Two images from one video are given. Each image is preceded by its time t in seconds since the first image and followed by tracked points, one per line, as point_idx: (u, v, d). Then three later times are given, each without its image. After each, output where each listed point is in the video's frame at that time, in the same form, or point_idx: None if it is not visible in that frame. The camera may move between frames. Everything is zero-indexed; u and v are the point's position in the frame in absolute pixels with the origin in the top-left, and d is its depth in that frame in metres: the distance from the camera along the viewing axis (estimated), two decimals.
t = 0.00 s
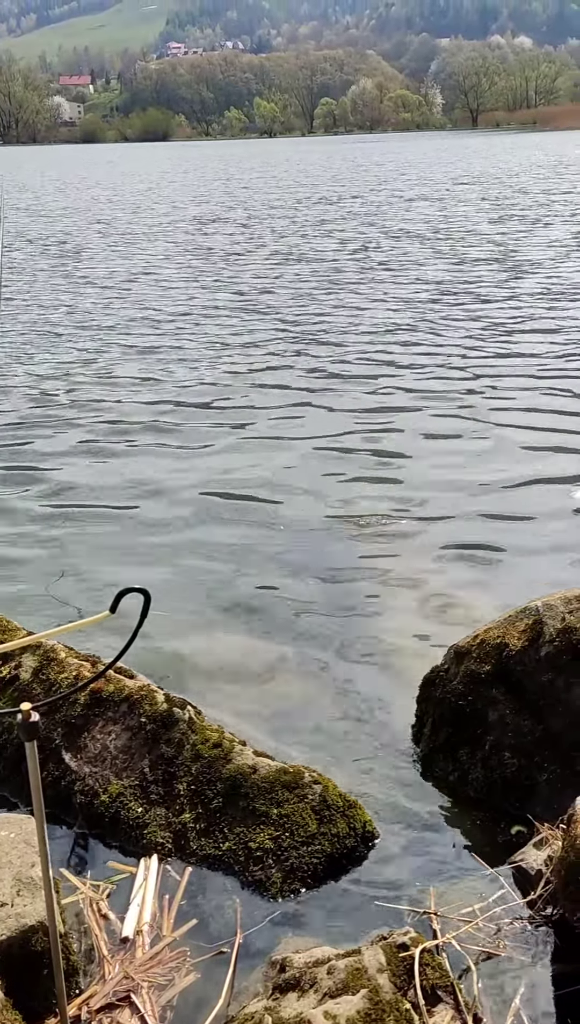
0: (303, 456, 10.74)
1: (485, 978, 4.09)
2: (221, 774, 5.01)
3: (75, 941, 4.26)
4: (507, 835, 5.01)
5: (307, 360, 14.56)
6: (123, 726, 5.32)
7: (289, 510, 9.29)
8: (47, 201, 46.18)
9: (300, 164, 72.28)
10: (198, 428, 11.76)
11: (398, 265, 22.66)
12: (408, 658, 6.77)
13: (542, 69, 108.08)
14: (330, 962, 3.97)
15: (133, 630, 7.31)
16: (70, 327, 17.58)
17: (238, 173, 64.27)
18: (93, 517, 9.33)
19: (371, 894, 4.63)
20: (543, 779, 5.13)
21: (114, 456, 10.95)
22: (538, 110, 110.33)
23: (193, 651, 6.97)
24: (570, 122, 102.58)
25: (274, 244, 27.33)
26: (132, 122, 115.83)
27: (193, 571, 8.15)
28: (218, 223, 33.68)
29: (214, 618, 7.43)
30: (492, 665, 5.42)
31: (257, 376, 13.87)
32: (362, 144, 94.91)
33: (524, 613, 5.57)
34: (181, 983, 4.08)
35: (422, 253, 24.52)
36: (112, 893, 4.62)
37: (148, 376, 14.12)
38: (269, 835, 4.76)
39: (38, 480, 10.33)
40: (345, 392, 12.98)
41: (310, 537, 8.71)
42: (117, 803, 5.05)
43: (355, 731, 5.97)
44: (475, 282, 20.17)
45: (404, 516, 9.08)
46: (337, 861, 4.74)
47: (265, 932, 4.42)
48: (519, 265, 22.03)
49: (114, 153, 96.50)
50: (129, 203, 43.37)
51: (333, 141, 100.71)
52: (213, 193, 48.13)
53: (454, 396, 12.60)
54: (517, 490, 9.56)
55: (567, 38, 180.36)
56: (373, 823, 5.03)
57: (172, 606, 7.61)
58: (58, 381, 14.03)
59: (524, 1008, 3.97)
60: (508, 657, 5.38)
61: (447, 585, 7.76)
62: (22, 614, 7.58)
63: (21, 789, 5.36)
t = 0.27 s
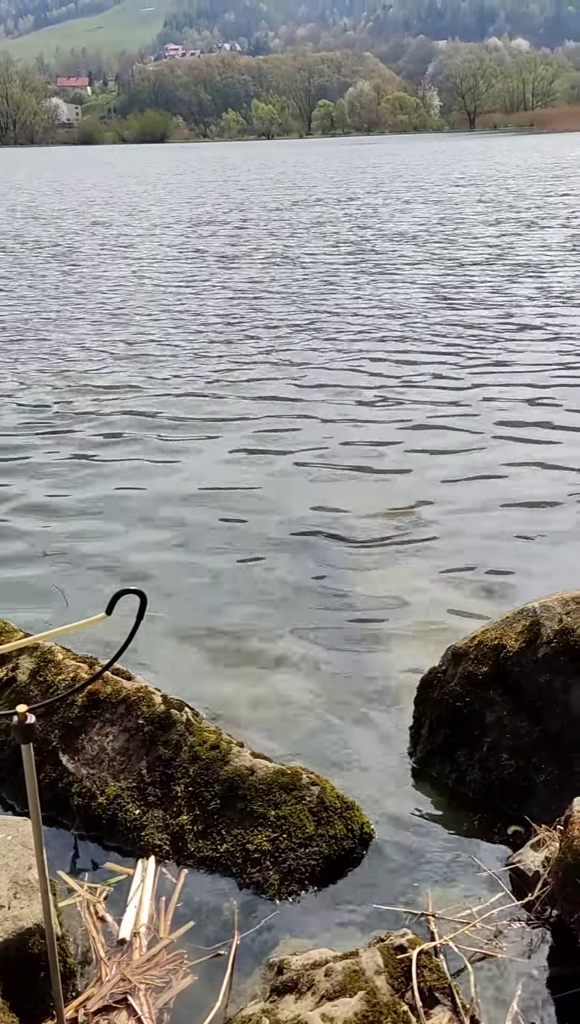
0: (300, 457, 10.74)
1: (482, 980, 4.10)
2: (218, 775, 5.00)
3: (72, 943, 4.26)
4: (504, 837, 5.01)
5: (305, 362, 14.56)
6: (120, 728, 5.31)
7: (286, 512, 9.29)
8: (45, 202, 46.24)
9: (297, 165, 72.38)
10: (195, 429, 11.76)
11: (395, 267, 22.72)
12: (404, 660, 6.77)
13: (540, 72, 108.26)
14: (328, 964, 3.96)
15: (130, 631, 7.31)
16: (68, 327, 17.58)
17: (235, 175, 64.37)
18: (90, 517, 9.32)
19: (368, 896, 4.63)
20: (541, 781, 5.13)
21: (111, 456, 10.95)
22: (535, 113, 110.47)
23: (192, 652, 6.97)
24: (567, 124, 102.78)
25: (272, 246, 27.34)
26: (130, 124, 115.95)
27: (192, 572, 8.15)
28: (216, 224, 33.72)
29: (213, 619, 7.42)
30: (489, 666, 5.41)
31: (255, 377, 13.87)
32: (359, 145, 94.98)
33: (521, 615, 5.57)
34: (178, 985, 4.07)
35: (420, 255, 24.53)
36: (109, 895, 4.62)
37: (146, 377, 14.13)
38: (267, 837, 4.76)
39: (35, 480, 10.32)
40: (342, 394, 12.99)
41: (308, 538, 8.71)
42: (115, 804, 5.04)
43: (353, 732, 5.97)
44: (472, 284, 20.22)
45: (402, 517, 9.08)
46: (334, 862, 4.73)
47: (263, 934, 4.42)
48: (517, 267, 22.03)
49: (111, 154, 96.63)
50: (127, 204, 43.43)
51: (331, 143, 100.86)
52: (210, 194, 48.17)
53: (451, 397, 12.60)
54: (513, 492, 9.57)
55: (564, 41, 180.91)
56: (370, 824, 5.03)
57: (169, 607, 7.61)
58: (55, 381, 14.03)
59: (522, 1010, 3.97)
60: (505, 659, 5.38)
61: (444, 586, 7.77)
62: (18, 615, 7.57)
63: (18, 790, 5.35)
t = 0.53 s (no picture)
0: (298, 458, 10.75)
1: (480, 982, 4.10)
2: (216, 777, 5.00)
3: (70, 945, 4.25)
4: (502, 838, 5.01)
5: (304, 363, 14.56)
6: (118, 730, 5.30)
7: (284, 513, 9.30)
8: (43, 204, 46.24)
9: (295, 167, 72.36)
10: (194, 430, 11.76)
11: (393, 268, 22.75)
12: (402, 661, 6.77)
13: (537, 74, 108.35)
14: (326, 966, 3.96)
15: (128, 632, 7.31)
16: (66, 329, 17.59)
17: (232, 176, 64.38)
18: (88, 519, 9.32)
19: (367, 897, 4.63)
20: (538, 782, 5.13)
21: (109, 458, 10.95)
22: (533, 115, 110.49)
23: (189, 653, 6.98)
24: (565, 126, 102.91)
25: (270, 248, 27.35)
26: (128, 125, 115.85)
27: (190, 573, 8.15)
28: (214, 226, 33.72)
29: (211, 620, 7.43)
30: (487, 668, 5.41)
31: (254, 379, 13.87)
32: (357, 147, 95.01)
33: (518, 616, 5.56)
34: (176, 987, 4.06)
35: (419, 257, 24.53)
36: (107, 897, 4.61)
37: (145, 379, 14.13)
38: (265, 838, 4.75)
39: (34, 481, 10.33)
40: (341, 395, 12.99)
41: (305, 540, 8.71)
42: (112, 806, 5.04)
43: (351, 733, 5.97)
44: (469, 286, 20.26)
45: (400, 518, 9.09)
46: (333, 864, 4.73)
47: (261, 936, 4.41)
48: (515, 269, 22.03)
49: (110, 156, 96.71)
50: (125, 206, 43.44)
51: (329, 145, 101.00)
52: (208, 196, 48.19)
53: (450, 399, 12.60)
54: (511, 493, 9.58)
55: (561, 43, 181.08)
56: (368, 826, 5.03)
57: (167, 608, 7.61)
58: (54, 383, 14.04)
59: (520, 1012, 3.97)
60: (503, 660, 5.38)
61: (442, 588, 7.77)
62: (16, 616, 7.57)
63: (15, 792, 5.34)
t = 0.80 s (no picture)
0: (297, 460, 10.76)
1: (479, 983, 4.10)
2: (215, 778, 5.00)
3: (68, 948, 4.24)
4: (501, 840, 5.01)
5: (303, 365, 14.58)
6: (117, 731, 5.30)
7: (282, 514, 9.31)
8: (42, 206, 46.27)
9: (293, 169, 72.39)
10: (194, 432, 11.77)
11: (392, 270, 22.79)
12: (400, 662, 6.78)
13: (535, 76, 108.29)
14: (324, 968, 3.96)
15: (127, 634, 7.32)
16: (65, 331, 17.61)
17: (230, 178, 64.41)
18: (88, 521, 9.33)
19: (366, 898, 4.63)
20: (537, 784, 5.14)
21: (109, 460, 10.96)
22: (531, 116, 110.51)
23: (188, 654, 6.98)
24: (563, 128, 103.04)
25: (269, 249, 27.38)
26: (126, 127, 115.86)
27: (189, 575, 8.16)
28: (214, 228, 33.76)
29: (210, 621, 7.43)
30: (485, 669, 5.41)
31: (254, 381, 13.89)
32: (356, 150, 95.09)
33: (517, 618, 5.57)
34: (175, 989, 4.06)
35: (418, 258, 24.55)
36: (106, 900, 4.61)
37: (144, 380, 14.15)
38: (263, 840, 4.75)
39: (33, 483, 10.35)
40: (340, 397, 13.01)
41: (304, 541, 8.72)
42: (111, 808, 5.04)
43: (350, 734, 5.98)
44: (468, 287, 20.31)
45: (399, 520, 9.09)
46: (331, 865, 4.73)
47: (259, 938, 4.41)
48: (514, 271, 22.05)
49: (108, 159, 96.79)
50: (124, 207, 43.48)
51: (327, 147, 101.10)
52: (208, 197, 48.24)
53: (450, 401, 12.61)
54: (510, 494, 9.59)
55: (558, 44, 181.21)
56: (366, 827, 5.03)
57: (166, 610, 7.61)
58: (54, 385, 14.05)
59: (519, 1013, 3.97)
60: (502, 661, 5.38)
61: (440, 589, 7.78)
62: (15, 618, 7.58)
63: (14, 794, 5.34)
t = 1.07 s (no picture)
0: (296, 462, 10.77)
1: (478, 985, 4.10)
2: (214, 780, 5.00)
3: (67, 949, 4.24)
4: (500, 841, 5.02)
5: (302, 367, 14.57)
6: (115, 733, 5.30)
7: (282, 516, 9.30)
8: (42, 207, 46.26)
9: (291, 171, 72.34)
10: (193, 434, 11.77)
11: (391, 272, 22.81)
12: (399, 664, 6.78)
13: (534, 77, 108.26)
14: (323, 969, 3.96)
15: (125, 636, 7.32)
16: (64, 333, 17.61)
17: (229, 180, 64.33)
18: (87, 522, 9.33)
19: (366, 901, 4.63)
20: (536, 785, 5.14)
21: (109, 461, 10.96)
22: (530, 118, 110.36)
23: (187, 656, 6.98)
24: (562, 130, 102.95)
25: (268, 251, 27.38)
26: (125, 129, 115.84)
27: (189, 576, 8.15)
28: (213, 230, 33.75)
29: (209, 623, 7.43)
30: (484, 670, 5.41)
31: (253, 382, 13.89)
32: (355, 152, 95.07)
33: (515, 619, 5.57)
34: (174, 991, 4.05)
35: (418, 260, 24.54)
36: (105, 902, 4.60)
37: (143, 382, 14.16)
38: (262, 841, 4.75)
39: (33, 485, 10.35)
40: (339, 399, 13.01)
41: (303, 543, 8.72)
42: (110, 809, 5.04)
43: (349, 736, 5.97)
44: (467, 289, 20.31)
45: (399, 521, 9.10)
46: (330, 867, 4.73)
47: (258, 939, 4.41)
48: (514, 272, 22.03)
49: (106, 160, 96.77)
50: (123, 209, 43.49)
51: (326, 148, 101.01)
52: (207, 199, 48.23)
53: (449, 403, 12.61)
54: (509, 496, 9.60)
55: (557, 46, 181.07)
56: (365, 829, 5.03)
57: (165, 612, 7.60)
58: (53, 387, 14.05)
59: (518, 1015, 3.97)
60: (500, 662, 5.38)
61: (440, 591, 7.78)
62: (14, 619, 7.58)
63: (13, 796, 5.34)
